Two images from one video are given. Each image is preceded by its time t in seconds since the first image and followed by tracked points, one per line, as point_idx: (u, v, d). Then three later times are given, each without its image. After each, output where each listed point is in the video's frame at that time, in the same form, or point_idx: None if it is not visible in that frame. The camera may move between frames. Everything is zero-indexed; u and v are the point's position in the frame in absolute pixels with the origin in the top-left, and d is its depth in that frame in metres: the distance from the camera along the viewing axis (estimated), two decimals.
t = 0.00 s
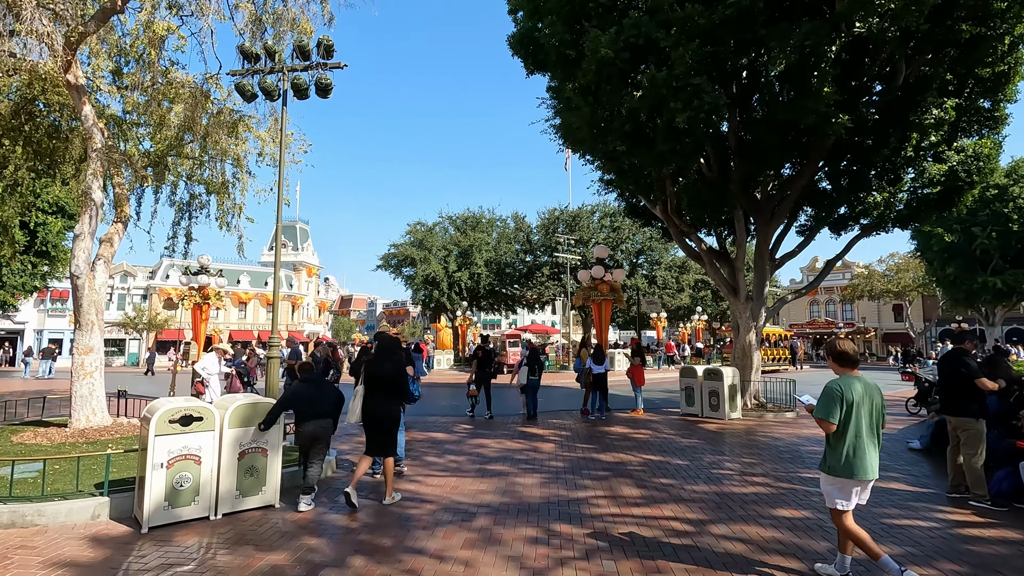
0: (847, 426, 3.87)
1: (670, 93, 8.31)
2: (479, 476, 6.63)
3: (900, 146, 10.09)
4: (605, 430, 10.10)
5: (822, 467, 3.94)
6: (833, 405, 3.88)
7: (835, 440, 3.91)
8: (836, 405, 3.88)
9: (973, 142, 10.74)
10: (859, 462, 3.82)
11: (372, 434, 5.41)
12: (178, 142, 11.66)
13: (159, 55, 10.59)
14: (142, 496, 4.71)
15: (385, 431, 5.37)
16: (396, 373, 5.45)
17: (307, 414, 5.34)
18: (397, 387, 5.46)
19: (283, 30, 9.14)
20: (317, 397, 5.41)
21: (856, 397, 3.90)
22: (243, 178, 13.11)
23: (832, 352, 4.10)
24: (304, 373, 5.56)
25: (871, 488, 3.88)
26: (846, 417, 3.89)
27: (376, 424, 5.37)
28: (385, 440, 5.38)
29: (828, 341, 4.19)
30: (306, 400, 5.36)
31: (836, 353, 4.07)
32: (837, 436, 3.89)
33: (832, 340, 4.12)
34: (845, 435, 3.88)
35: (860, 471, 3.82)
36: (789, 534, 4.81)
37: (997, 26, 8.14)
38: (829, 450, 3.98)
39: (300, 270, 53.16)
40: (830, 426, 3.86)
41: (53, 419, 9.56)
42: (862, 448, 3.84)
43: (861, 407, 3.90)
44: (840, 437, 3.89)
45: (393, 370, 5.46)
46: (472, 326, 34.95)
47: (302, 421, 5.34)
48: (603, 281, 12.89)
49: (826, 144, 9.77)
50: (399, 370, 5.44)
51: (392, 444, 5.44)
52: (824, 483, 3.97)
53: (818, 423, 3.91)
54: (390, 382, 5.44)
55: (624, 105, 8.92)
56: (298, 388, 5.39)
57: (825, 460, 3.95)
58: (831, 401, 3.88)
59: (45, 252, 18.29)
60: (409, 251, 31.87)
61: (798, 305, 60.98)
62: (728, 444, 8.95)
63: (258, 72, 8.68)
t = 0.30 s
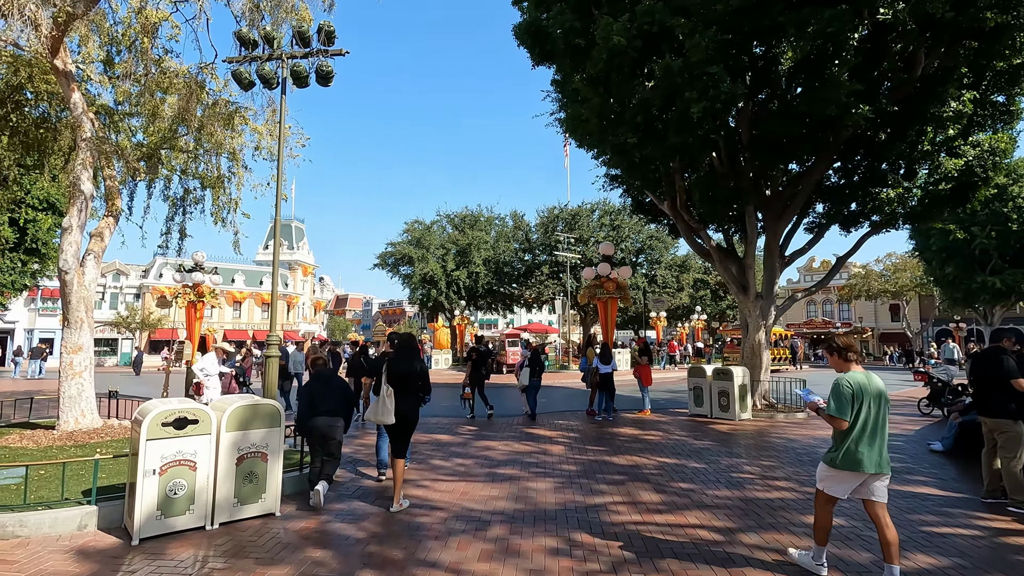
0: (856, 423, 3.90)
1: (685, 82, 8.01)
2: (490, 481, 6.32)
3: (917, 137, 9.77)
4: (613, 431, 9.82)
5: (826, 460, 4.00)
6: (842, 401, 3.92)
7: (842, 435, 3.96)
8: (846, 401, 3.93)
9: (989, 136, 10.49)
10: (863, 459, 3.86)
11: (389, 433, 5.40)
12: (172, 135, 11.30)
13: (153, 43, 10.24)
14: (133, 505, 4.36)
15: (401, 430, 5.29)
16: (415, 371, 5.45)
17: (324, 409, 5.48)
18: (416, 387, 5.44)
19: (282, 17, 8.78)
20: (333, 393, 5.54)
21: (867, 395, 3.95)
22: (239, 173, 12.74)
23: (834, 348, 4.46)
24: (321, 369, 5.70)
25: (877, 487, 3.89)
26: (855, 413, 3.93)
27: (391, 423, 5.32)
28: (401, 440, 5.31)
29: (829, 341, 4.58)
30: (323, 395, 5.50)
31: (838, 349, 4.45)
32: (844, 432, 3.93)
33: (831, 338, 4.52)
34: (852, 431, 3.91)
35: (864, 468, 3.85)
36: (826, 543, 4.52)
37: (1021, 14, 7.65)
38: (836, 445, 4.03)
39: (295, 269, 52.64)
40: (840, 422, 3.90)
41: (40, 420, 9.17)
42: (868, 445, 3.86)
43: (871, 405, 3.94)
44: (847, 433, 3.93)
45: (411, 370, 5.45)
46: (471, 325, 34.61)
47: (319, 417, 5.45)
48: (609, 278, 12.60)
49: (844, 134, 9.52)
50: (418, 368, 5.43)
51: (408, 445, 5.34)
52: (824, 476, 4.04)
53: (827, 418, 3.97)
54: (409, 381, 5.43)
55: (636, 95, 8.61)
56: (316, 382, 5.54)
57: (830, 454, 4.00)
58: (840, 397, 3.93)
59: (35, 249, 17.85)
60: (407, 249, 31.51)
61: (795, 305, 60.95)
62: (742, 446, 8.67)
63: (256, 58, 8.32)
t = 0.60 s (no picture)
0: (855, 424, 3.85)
1: (702, 70, 7.67)
2: (501, 489, 5.98)
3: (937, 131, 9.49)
4: (624, 433, 9.49)
5: (824, 462, 3.95)
6: (841, 402, 3.87)
7: (841, 437, 3.90)
8: (844, 402, 3.87)
9: (1009, 130, 10.23)
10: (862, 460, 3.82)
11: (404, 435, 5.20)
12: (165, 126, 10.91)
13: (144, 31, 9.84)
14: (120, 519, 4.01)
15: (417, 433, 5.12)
16: (433, 373, 5.33)
17: (336, 412, 5.22)
18: (433, 388, 5.29)
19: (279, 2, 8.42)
20: (346, 396, 5.27)
21: (866, 396, 3.89)
22: (235, 166, 12.34)
23: (834, 349, 4.20)
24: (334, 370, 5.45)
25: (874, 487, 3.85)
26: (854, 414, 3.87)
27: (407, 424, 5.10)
28: (417, 443, 5.14)
29: (825, 341, 4.33)
30: (335, 397, 5.24)
31: (839, 349, 4.18)
32: (844, 434, 3.87)
33: (832, 338, 4.25)
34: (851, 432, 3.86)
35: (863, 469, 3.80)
36: (869, 560, 4.20)
37: None
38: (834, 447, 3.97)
39: (292, 267, 52.24)
40: (839, 423, 3.84)
41: (27, 423, 8.77)
42: (867, 447, 3.82)
43: (869, 405, 3.89)
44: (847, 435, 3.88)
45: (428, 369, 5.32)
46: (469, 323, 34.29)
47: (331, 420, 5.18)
48: (616, 276, 12.28)
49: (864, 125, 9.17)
50: (436, 370, 5.32)
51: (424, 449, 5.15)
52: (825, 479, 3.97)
53: (825, 419, 3.91)
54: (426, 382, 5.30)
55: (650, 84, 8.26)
56: (329, 384, 5.28)
57: (827, 456, 3.96)
58: (839, 398, 3.87)
59: (25, 246, 17.42)
60: (405, 247, 31.18)
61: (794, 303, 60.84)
62: (758, 449, 8.36)
63: (251, 44, 7.94)
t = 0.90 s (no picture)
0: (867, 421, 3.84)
1: (722, 55, 7.35)
2: (516, 495, 5.65)
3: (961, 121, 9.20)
4: (636, 434, 9.16)
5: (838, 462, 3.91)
6: (853, 399, 3.85)
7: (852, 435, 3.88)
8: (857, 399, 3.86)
9: None
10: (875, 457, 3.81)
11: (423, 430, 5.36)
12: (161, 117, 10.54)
13: (139, 17, 9.48)
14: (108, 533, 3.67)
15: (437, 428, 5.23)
16: (448, 370, 5.40)
17: (357, 409, 5.51)
18: (450, 385, 5.38)
19: None
20: (366, 393, 5.56)
21: (877, 393, 3.89)
22: (232, 159, 11.97)
23: (843, 345, 4.13)
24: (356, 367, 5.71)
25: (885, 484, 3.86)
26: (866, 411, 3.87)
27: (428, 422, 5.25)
28: (436, 438, 5.27)
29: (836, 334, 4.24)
30: (356, 396, 5.52)
31: (849, 345, 4.11)
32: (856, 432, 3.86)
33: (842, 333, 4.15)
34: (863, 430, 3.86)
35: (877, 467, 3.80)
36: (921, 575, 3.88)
37: None
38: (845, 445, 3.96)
39: (289, 265, 51.81)
40: (850, 421, 3.84)
41: (15, 424, 8.40)
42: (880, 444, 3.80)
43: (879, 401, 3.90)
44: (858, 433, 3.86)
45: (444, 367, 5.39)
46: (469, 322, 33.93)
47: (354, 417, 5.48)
48: (625, 273, 11.95)
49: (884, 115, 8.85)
50: (450, 367, 5.37)
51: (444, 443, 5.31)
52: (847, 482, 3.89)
53: (837, 417, 3.89)
54: (442, 379, 5.37)
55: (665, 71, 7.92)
56: (351, 382, 5.55)
57: (841, 455, 3.92)
58: (851, 396, 3.86)
59: (16, 242, 16.99)
60: (404, 244, 30.84)
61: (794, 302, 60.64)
62: (778, 451, 8.06)
63: (250, 28, 7.59)
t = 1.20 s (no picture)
0: (881, 427, 3.73)
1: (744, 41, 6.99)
2: (532, 506, 5.30)
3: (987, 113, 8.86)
4: (649, 438, 8.81)
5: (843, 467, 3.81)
6: (869, 404, 3.73)
7: (862, 440, 3.78)
8: (871, 404, 3.74)
9: None
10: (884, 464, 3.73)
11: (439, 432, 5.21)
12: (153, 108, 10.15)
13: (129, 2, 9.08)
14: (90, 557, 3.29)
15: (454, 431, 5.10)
16: (472, 372, 5.32)
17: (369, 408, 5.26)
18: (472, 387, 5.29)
19: None
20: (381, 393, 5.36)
21: (891, 398, 3.78)
22: (229, 153, 11.57)
23: (857, 349, 4.02)
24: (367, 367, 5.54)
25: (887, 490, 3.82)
26: (879, 417, 3.76)
27: (443, 423, 5.15)
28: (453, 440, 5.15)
29: (846, 336, 4.13)
30: (370, 394, 5.29)
31: (862, 349, 4.01)
32: (867, 438, 3.75)
33: (855, 337, 4.05)
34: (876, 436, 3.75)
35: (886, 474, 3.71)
36: None
37: None
38: (853, 450, 3.86)
39: (286, 263, 51.34)
40: (865, 426, 3.71)
41: None
42: (891, 452, 3.70)
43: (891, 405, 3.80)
44: (870, 439, 3.75)
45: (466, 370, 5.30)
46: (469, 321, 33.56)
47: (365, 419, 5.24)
48: (634, 270, 11.61)
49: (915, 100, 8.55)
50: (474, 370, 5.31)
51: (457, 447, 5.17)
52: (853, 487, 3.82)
53: (850, 422, 3.76)
54: (464, 381, 5.29)
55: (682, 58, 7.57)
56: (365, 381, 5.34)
57: (849, 461, 3.81)
58: (867, 401, 3.73)
59: (5, 238, 16.52)
60: (403, 242, 30.46)
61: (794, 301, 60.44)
62: (800, 456, 7.72)
63: (247, 11, 7.20)
